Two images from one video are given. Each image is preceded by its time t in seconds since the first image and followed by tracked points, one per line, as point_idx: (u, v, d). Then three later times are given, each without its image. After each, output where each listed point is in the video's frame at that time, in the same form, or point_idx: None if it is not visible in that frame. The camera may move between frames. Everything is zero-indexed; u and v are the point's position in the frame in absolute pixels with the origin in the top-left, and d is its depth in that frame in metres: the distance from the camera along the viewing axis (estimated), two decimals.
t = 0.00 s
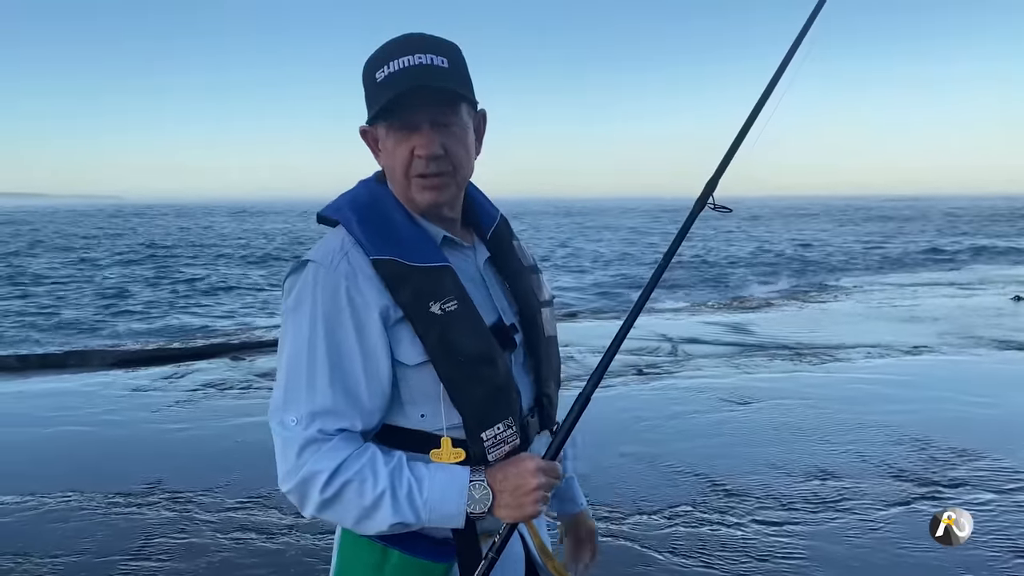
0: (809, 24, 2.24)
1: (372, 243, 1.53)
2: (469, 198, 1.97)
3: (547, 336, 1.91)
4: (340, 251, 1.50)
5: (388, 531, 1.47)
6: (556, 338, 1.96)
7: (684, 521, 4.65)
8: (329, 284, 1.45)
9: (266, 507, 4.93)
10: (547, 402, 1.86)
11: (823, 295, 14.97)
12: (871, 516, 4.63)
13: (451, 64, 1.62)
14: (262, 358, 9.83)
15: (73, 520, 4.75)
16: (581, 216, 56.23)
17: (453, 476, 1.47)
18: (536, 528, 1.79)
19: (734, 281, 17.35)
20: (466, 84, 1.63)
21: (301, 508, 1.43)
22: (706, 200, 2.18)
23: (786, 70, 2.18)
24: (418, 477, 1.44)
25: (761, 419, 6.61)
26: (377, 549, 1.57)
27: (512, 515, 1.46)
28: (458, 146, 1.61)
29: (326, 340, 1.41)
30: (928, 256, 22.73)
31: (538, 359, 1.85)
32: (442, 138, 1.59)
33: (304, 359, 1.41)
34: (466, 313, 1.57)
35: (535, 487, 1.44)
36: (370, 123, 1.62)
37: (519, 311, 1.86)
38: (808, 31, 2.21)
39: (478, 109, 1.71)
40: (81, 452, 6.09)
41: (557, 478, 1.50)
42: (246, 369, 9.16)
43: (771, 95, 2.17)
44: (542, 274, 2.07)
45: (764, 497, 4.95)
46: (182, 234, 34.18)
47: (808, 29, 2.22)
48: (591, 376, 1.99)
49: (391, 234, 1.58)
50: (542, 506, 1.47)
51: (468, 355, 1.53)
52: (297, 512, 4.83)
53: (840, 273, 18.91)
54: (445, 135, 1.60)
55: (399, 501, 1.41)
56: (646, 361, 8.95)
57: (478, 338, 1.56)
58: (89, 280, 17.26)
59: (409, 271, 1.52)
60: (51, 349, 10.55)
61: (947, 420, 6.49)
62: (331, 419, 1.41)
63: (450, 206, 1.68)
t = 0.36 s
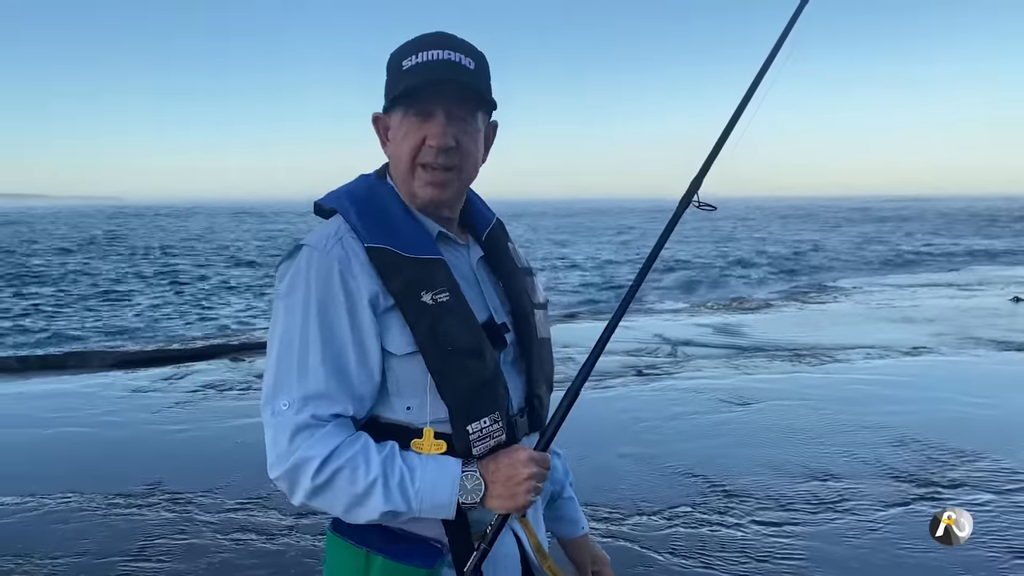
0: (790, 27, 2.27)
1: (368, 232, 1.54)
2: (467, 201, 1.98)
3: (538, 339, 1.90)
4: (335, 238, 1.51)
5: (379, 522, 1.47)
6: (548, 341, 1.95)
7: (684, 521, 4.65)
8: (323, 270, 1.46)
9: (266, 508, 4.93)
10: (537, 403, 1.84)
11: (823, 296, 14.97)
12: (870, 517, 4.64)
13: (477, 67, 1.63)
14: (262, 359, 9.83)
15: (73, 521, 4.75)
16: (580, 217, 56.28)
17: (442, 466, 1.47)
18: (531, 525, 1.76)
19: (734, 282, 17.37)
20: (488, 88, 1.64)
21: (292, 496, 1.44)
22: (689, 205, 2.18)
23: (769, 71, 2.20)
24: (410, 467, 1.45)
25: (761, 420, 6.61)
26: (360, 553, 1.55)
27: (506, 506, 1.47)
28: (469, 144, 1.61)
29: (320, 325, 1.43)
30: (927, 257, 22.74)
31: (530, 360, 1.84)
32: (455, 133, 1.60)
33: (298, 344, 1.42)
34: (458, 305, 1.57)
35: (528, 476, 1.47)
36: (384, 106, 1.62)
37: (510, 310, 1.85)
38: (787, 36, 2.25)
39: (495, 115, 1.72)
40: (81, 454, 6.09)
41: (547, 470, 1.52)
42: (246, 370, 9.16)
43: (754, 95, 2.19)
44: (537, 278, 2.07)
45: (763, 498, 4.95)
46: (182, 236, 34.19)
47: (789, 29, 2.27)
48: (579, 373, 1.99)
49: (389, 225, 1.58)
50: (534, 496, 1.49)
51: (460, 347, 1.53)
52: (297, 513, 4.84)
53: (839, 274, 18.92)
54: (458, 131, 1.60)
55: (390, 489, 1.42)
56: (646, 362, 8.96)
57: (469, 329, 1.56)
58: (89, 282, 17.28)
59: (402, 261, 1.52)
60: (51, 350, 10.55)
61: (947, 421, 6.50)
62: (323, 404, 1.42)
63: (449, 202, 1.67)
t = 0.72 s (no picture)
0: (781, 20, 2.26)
1: (360, 237, 1.54)
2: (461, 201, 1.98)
3: (533, 340, 1.90)
4: (328, 244, 1.51)
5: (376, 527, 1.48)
6: (542, 342, 1.96)
7: (684, 522, 4.66)
8: (316, 277, 1.45)
9: (266, 509, 4.93)
10: (531, 405, 1.86)
11: (823, 297, 14.98)
12: (869, 517, 4.65)
13: (466, 68, 1.63)
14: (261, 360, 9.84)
15: (74, 522, 4.75)
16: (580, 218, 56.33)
17: (440, 470, 1.48)
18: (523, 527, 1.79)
19: (733, 283, 17.38)
20: (477, 90, 1.64)
21: (289, 502, 1.44)
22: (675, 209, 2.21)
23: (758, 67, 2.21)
24: (407, 471, 1.45)
25: (760, 421, 6.62)
26: (355, 556, 1.56)
27: (502, 508, 1.48)
28: (462, 149, 1.62)
29: (314, 331, 1.43)
30: (927, 258, 22.74)
31: (523, 361, 1.85)
32: (447, 139, 1.60)
33: (291, 351, 1.42)
34: (451, 309, 1.58)
35: (524, 478, 1.47)
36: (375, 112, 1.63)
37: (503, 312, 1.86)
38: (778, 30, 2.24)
39: (485, 115, 1.73)
40: (80, 455, 6.08)
41: (544, 471, 1.53)
42: (246, 371, 9.16)
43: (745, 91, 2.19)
44: (530, 280, 2.07)
45: (762, 499, 4.96)
46: (182, 237, 34.16)
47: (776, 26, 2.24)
48: (574, 371, 2.00)
49: (382, 230, 1.58)
50: (529, 498, 1.50)
51: (453, 352, 1.53)
52: (296, 514, 4.84)
53: (839, 276, 18.94)
54: (450, 136, 1.61)
55: (388, 495, 1.42)
56: (645, 363, 8.97)
57: (462, 333, 1.56)
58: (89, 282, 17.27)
59: (395, 267, 1.52)
60: (50, 351, 10.55)
61: (946, 422, 6.51)
62: (319, 411, 1.42)
63: (444, 205, 1.68)
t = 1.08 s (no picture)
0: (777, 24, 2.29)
1: (366, 242, 1.54)
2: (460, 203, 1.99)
3: (535, 342, 1.92)
4: (335, 249, 1.50)
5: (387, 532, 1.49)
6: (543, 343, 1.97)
7: (684, 522, 4.66)
8: (325, 283, 1.45)
9: (267, 510, 4.94)
10: (533, 406, 1.87)
11: (822, 298, 14.97)
12: (869, 518, 4.65)
13: (470, 70, 1.63)
14: (261, 360, 9.85)
15: (74, 522, 4.76)
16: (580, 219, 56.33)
17: (451, 475, 1.49)
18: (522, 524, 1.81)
19: (733, 283, 17.37)
20: (481, 90, 1.65)
21: (299, 512, 1.44)
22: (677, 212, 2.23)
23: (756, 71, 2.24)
24: (419, 477, 1.46)
25: (760, 422, 6.62)
26: (366, 558, 1.54)
27: (516, 510, 1.51)
28: (467, 152, 1.63)
29: (324, 339, 1.43)
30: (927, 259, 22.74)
31: (525, 363, 1.86)
32: (453, 141, 1.61)
33: (300, 359, 1.42)
34: (459, 314, 1.58)
35: (535, 481, 1.52)
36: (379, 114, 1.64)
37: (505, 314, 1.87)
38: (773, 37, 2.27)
39: (487, 116, 1.73)
40: (81, 455, 6.08)
41: (552, 473, 1.57)
42: (246, 372, 9.17)
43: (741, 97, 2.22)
44: (529, 280, 2.08)
45: (762, 499, 4.97)
46: (181, 237, 34.15)
47: (774, 27, 2.28)
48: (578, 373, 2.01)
49: (386, 235, 1.58)
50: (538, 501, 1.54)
51: (462, 357, 1.54)
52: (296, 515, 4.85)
53: (838, 276, 18.94)
54: (456, 138, 1.61)
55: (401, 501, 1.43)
56: (645, 364, 8.96)
57: (470, 337, 1.57)
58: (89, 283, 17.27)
59: (403, 273, 1.53)
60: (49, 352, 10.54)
61: (945, 422, 6.51)
62: (330, 419, 1.42)
63: (447, 208, 1.68)
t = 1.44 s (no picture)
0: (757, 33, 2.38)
1: (384, 246, 1.53)
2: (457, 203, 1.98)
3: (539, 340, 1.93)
4: (351, 254, 1.49)
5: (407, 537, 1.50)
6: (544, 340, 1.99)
7: (684, 523, 4.67)
8: (342, 288, 1.45)
9: (267, 510, 4.94)
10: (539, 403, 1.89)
11: (822, 299, 14.97)
12: (869, 518, 4.66)
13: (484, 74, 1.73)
14: (261, 361, 9.84)
15: (74, 522, 4.76)
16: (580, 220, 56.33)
17: (470, 476, 1.50)
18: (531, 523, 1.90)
19: (733, 284, 17.36)
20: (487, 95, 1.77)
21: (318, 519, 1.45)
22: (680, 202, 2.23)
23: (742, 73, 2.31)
24: (437, 480, 1.47)
25: (759, 423, 6.62)
26: (388, 564, 1.55)
27: (543, 510, 1.53)
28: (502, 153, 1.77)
29: (342, 346, 1.43)
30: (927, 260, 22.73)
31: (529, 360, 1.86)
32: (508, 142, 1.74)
33: (318, 367, 1.42)
34: (474, 315, 1.59)
35: (554, 480, 1.55)
36: (437, 123, 1.57)
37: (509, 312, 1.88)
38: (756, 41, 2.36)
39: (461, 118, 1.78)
40: (81, 456, 6.09)
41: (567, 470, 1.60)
42: (245, 372, 9.17)
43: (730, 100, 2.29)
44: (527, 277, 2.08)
45: (762, 500, 4.98)
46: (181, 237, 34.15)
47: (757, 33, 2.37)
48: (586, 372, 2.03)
49: (406, 239, 1.58)
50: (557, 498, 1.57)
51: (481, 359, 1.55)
52: (296, 515, 4.85)
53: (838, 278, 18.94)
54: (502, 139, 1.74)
55: (422, 505, 1.44)
56: (644, 365, 8.96)
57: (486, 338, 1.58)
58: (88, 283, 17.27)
59: (420, 276, 1.53)
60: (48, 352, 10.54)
61: (945, 423, 6.52)
62: (348, 425, 1.43)
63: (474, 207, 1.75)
